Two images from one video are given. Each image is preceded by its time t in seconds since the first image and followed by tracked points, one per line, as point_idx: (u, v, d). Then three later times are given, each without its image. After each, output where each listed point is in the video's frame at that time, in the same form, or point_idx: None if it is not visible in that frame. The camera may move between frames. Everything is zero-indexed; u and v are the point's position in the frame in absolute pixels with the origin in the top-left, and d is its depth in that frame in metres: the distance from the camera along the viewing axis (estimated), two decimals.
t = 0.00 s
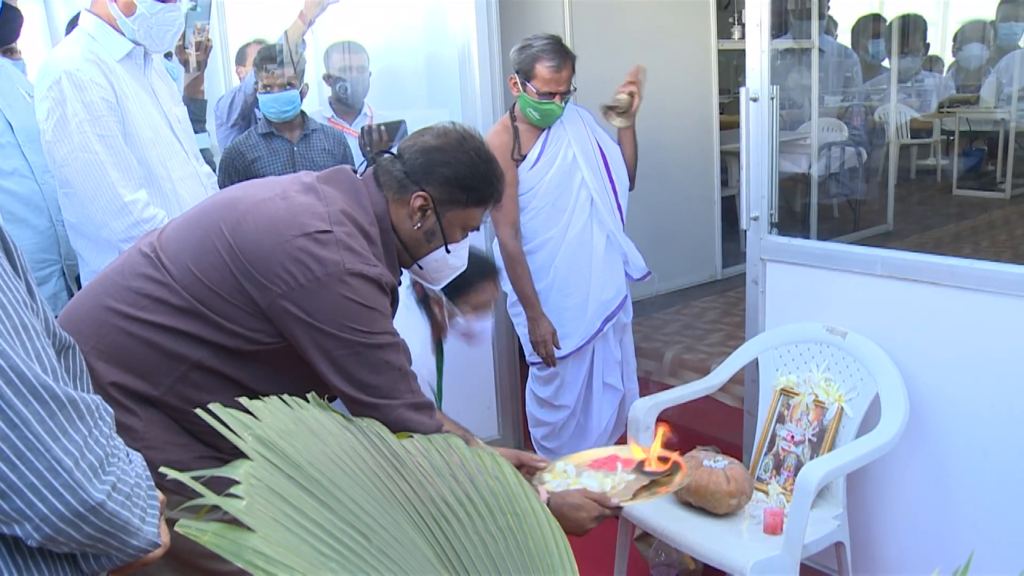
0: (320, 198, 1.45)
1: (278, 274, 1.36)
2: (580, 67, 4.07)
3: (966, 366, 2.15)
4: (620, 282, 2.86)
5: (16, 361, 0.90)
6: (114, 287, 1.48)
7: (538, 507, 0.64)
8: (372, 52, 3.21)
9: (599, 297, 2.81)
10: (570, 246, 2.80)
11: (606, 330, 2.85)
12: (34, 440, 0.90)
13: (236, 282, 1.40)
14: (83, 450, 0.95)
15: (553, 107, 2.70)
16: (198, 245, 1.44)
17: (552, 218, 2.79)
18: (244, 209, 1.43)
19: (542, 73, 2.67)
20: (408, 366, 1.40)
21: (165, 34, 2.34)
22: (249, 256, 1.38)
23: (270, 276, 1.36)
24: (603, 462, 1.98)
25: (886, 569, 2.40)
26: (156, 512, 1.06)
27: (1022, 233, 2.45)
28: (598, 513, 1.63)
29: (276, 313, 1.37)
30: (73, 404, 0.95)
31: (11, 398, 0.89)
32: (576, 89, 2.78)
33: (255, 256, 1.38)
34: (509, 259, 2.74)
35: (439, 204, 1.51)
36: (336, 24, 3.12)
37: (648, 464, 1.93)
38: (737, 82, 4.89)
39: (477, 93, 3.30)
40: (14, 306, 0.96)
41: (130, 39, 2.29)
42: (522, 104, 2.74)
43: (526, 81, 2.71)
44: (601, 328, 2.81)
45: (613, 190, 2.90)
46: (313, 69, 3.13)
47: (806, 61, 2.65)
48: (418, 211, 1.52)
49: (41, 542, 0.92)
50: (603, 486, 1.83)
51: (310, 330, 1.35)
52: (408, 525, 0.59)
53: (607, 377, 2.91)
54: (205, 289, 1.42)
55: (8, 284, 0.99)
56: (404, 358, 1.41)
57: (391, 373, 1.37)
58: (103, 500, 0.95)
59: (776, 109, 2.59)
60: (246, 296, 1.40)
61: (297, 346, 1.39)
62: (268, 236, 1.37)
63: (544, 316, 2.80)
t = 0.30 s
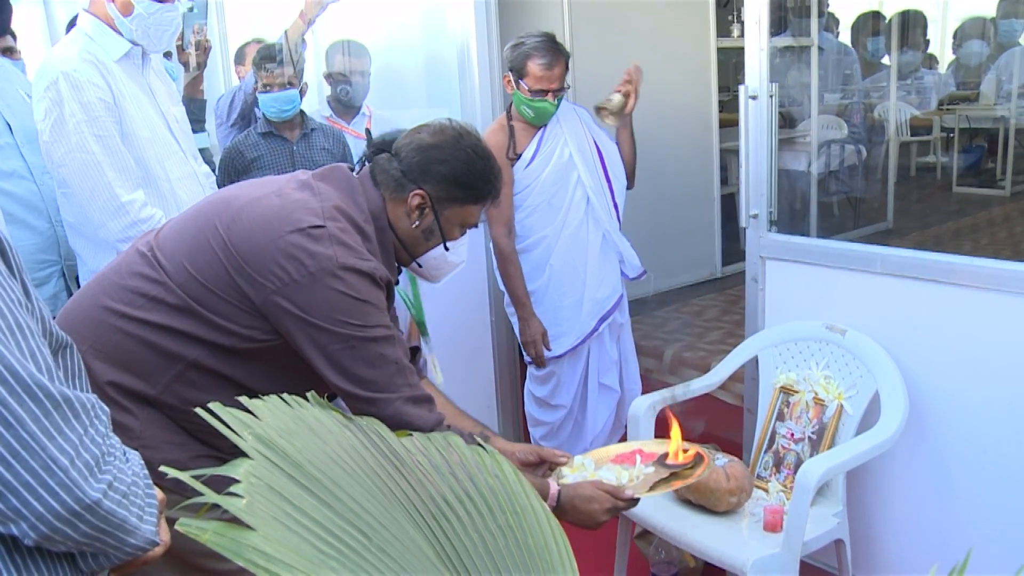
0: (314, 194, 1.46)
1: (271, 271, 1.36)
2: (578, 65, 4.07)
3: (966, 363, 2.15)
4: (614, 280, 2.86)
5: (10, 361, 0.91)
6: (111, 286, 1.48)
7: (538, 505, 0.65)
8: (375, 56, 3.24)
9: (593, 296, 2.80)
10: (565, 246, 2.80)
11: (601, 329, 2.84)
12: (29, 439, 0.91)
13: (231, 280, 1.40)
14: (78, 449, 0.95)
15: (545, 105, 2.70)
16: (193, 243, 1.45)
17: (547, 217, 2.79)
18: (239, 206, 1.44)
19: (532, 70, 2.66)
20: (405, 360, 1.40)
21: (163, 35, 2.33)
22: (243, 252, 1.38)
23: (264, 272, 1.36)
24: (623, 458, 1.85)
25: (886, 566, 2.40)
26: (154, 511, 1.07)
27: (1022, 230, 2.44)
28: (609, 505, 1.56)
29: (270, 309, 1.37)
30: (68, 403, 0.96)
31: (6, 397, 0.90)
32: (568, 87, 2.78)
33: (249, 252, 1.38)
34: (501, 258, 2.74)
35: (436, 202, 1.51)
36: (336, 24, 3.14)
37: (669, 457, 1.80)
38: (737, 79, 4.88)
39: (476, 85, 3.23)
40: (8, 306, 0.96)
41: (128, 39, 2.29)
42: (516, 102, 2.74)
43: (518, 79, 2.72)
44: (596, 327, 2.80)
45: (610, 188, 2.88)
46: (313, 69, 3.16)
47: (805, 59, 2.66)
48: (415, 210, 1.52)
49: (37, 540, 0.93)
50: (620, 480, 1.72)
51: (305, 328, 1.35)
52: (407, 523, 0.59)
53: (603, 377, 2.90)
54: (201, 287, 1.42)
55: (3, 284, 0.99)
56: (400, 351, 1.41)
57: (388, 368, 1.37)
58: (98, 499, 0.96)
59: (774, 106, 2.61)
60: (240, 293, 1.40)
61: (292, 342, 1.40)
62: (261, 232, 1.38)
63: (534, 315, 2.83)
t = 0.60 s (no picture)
0: (317, 202, 1.46)
1: (274, 278, 1.36)
2: (577, 68, 4.07)
3: (964, 365, 2.15)
4: (609, 288, 2.86)
5: (4, 363, 0.91)
6: (112, 288, 1.48)
7: (536, 506, 0.65)
8: (375, 55, 3.23)
9: (588, 301, 2.81)
10: (560, 248, 2.80)
11: (596, 334, 2.84)
12: (22, 441, 0.91)
13: (233, 284, 1.40)
14: (72, 451, 0.95)
15: (538, 109, 2.70)
16: (195, 246, 1.45)
17: (541, 221, 2.79)
18: (242, 211, 1.44)
19: (524, 75, 2.67)
20: (402, 371, 1.42)
21: (161, 37, 2.33)
22: (245, 257, 1.38)
23: (267, 279, 1.36)
24: (608, 480, 1.87)
25: (883, 568, 2.40)
26: (148, 513, 1.07)
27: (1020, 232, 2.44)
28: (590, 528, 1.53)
29: (271, 315, 1.38)
30: (62, 406, 0.95)
31: None
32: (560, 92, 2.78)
33: (251, 258, 1.38)
34: (492, 262, 2.76)
35: (437, 209, 1.52)
36: (335, 26, 3.14)
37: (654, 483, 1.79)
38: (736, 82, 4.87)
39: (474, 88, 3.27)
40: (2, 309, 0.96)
41: (126, 41, 2.29)
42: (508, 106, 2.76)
43: (511, 83, 2.72)
44: (589, 332, 2.81)
45: (606, 192, 2.88)
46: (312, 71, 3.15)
47: (804, 61, 2.65)
48: (416, 215, 1.52)
49: (30, 543, 0.93)
50: (602, 504, 1.72)
51: (305, 333, 1.36)
52: (406, 524, 0.59)
53: (598, 381, 2.90)
54: (202, 291, 1.42)
55: None
56: (398, 363, 1.42)
57: (385, 378, 1.38)
58: (92, 502, 0.96)
59: (773, 108, 2.62)
60: (241, 298, 1.40)
61: (292, 349, 1.40)
62: (265, 238, 1.38)
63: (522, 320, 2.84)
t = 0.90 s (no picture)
0: (320, 206, 1.45)
1: (279, 282, 1.36)
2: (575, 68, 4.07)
3: (961, 366, 2.15)
4: (605, 290, 2.85)
5: None
6: (113, 288, 1.48)
7: (532, 506, 0.65)
8: (373, 58, 3.24)
9: (583, 303, 2.80)
10: (556, 251, 2.80)
11: (590, 337, 2.84)
12: (17, 442, 0.91)
13: (236, 287, 1.40)
14: (67, 452, 0.95)
15: (538, 110, 2.71)
16: (198, 248, 1.45)
17: (539, 222, 2.79)
18: (245, 214, 1.43)
19: (525, 76, 2.67)
20: (401, 376, 1.44)
21: (158, 38, 2.34)
22: (250, 261, 1.38)
23: (272, 283, 1.37)
24: (572, 479, 1.88)
25: (881, 569, 2.40)
26: (143, 513, 1.07)
27: (1017, 233, 2.44)
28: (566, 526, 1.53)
29: (276, 319, 1.38)
30: (56, 406, 0.95)
31: None
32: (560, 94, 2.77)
33: (256, 261, 1.38)
34: (486, 261, 2.79)
35: (436, 212, 1.52)
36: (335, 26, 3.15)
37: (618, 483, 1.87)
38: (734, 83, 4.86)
39: (472, 83, 3.28)
40: None
41: (123, 41, 2.29)
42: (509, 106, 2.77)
43: (511, 82, 2.73)
44: (583, 335, 2.81)
45: (604, 195, 2.86)
46: (310, 70, 3.13)
47: (801, 61, 2.66)
48: (415, 218, 1.52)
49: (24, 544, 0.93)
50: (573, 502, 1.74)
51: (310, 336, 1.36)
52: (403, 526, 0.59)
53: (591, 385, 2.89)
54: (205, 293, 1.42)
55: None
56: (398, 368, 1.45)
57: (386, 384, 1.41)
58: (86, 502, 0.96)
59: (771, 108, 2.61)
60: (245, 301, 1.40)
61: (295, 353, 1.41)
62: (270, 242, 1.38)
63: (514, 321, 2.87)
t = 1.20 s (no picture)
0: (318, 197, 1.45)
1: (283, 275, 1.37)
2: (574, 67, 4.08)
3: (960, 365, 2.15)
4: (613, 291, 2.84)
5: None
6: (113, 287, 1.48)
7: (530, 505, 0.65)
8: (372, 58, 3.24)
9: (590, 303, 2.80)
10: (564, 251, 2.80)
11: (596, 338, 2.83)
12: (11, 442, 0.91)
13: (240, 282, 1.41)
14: (62, 451, 0.95)
15: (550, 107, 2.71)
16: (198, 244, 1.45)
17: (547, 220, 2.79)
18: (244, 209, 1.44)
19: (538, 72, 2.67)
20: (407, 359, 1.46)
21: (154, 37, 2.34)
22: (252, 254, 1.39)
23: (276, 275, 1.37)
24: (547, 440, 2.05)
25: (880, 568, 2.40)
26: (141, 512, 1.07)
27: (1017, 232, 2.44)
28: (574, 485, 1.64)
29: (281, 312, 1.39)
30: (52, 406, 0.95)
31: None
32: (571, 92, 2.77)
33: (258, 255, 1.38)
34: (491, 259, 2.83)
35: (430, 200, 1.53)
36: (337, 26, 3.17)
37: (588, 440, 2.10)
38: (733, 82, 4.86)
39: (472, 82, 3.27)
40: None
41: (119, 41, 2.29)
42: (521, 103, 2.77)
43: (524, 79, 2.73)
44: (591, 335, 2.80)
45: (614, 194, 2.87)
46: (309, 69, 3.13)
47: (801, 61, 2.69)
48: (409, 207, 1.53)
49: (20, 544, 0.93)
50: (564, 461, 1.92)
51: (316, 326, 1.37)
52: (402, 526, 0.59)
53: (597, 385, 2.89)
54: (208, 289, 1.42)
55: None
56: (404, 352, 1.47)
57: (393, 367, 1.43)
58: (83, 501, 0.96)
59: (770, 107, 2.64)
60: (249, 295, 1.41)
61: (301, 344, 1.41)
62: (271, 235, 1.38)
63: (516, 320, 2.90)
